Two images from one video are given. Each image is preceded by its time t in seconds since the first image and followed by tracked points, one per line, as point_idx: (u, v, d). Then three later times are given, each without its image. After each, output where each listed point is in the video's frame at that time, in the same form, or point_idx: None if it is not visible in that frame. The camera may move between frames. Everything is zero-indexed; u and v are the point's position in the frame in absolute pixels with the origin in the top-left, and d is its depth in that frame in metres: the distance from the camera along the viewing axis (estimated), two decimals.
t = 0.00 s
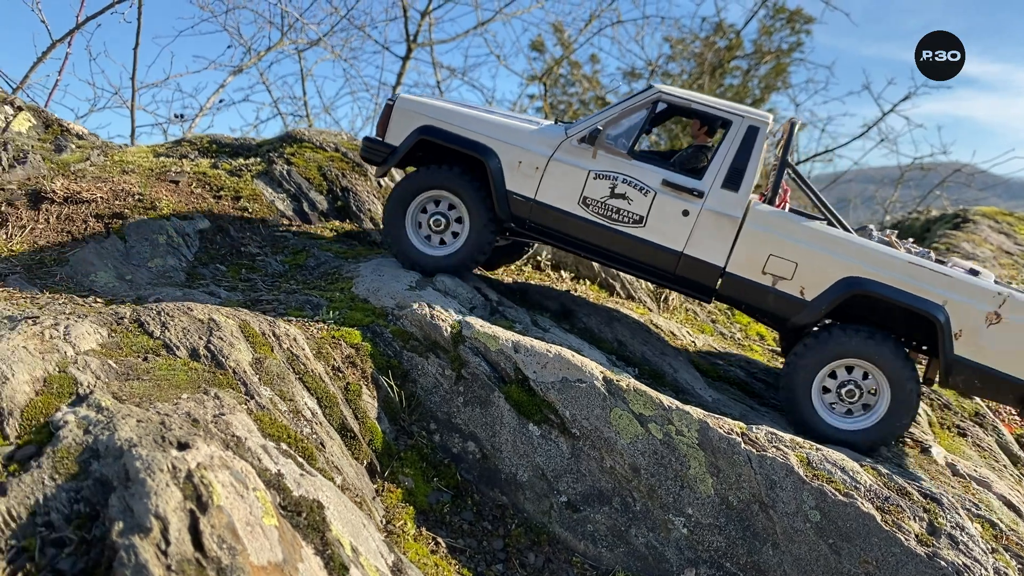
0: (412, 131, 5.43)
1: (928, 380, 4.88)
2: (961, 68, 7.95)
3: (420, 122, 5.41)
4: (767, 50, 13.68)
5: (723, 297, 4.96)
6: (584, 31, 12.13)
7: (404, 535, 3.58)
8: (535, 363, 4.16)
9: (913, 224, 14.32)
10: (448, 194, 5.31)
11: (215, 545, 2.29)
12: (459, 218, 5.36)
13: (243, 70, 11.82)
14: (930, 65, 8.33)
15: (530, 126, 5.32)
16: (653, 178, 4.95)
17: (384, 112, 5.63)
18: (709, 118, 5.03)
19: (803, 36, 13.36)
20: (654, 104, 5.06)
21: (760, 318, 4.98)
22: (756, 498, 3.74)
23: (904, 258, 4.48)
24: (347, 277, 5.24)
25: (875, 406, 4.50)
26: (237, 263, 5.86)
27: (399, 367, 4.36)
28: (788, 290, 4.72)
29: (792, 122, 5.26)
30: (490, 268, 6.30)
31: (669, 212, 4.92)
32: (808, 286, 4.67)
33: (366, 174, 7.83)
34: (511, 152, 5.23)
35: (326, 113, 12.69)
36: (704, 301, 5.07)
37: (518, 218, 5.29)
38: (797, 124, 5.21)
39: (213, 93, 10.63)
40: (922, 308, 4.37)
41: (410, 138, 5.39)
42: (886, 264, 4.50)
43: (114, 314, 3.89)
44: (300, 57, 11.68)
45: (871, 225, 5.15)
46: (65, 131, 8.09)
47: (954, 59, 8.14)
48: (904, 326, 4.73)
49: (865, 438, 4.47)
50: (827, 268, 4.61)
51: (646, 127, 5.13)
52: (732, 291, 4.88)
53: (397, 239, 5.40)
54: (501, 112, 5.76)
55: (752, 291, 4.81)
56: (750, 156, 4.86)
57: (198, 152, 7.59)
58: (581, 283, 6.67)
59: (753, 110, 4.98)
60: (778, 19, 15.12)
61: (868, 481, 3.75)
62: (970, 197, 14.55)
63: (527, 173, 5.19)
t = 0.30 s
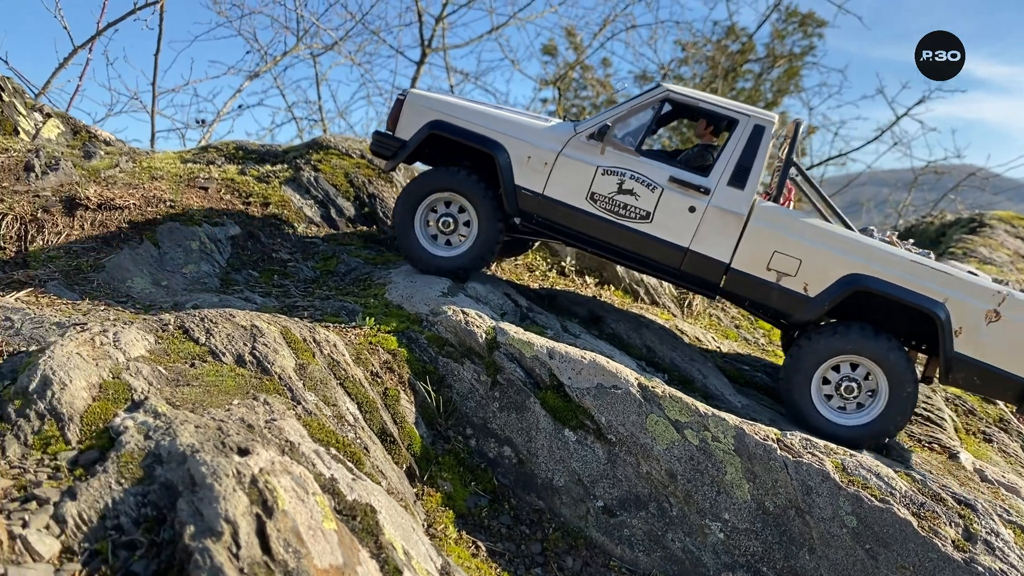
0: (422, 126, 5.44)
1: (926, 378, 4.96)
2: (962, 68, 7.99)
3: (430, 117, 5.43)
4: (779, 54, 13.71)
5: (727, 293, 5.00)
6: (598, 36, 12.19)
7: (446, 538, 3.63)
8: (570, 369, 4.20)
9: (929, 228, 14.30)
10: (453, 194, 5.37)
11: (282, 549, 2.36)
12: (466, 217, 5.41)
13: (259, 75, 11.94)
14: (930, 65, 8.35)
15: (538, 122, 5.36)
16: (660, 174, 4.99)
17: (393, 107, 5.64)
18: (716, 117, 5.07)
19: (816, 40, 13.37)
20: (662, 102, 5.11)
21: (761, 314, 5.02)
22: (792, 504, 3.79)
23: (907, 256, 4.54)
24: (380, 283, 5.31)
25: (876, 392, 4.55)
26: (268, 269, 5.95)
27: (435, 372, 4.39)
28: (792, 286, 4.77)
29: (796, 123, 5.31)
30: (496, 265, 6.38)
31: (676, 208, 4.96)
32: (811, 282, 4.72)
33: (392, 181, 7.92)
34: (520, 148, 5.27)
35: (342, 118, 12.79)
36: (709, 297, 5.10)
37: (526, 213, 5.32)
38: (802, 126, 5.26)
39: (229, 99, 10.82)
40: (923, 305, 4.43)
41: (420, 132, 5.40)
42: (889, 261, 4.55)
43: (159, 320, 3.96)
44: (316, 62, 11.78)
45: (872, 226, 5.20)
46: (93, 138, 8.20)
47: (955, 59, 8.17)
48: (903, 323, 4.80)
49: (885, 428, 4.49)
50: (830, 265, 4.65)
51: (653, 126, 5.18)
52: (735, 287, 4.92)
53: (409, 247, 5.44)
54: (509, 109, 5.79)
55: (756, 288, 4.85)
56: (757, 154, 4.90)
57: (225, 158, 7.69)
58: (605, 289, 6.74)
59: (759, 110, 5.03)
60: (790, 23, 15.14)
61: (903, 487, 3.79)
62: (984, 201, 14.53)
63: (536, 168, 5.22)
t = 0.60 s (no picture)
0: (413, 132, 5.47)
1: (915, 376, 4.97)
2: (960, 67, 8.00)
3: (421, 123, 5.45)
4: (792, 61, 13.69)
5: (716, 295, 5.02)
6: (611, 44, 12.23)
7: (469, 547, 3.66)
8: (591, 379, 4.22)
9: (944, 235, 14.21)
10: (435, 199, 5.38)
11: (314, 558, 2.39)
12: (454, 217, 5.42)
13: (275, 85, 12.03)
14: (930, 65, 8.35)
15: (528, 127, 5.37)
16: (648, 178, 5.02)
17: (385, 114, 5.67)
18: (703, 120, 5.10)
19: (829, 46, 13.34)
20: (649, 106, 5.12)
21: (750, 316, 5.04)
22: (814, 514, 3.80)
23: (894, 256, 4.56)
24: (399, 293, 5.35)
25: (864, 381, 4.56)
26: (290, 278, 6.03)
27: (456, 382, 4.41)
28: (780, 287, 4.78)
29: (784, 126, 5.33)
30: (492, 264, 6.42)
31: (664, 212, 4.98)
32: (799, 284, 4.73)
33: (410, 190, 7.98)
34: (509, 153, 5.29)
35: (356, 126, 12.87)
36: (698, 299, 5.13)
37: (516, 217, 5.33)
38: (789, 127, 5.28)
39: (246, 108, 10.89)
40: (911, 305, 4.44)
41: (411, 138, 5.43)
42: (876, 261, 4.57)
43: (185, 330, 4.01)
44: (330, 71, 11.86)
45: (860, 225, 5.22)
46: (114, 148, 8.31)
47: (953, 59, 8.17)
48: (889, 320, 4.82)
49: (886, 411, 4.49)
50: (817, 266, 4.67)
51: (641, 129, 5.20)
52: (724, 289, 4.93)
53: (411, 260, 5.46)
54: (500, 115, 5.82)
55: (744, 290, 4.87)
56: (743, 157, 4.93)
57: (245, 168, 7.77)
58: (622, 298, 6.78)
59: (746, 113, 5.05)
60: (803, 29, 15.13)
61: (926, 498, 3.78)
62: (1000, 207, 14.44)
63: (525, 173, 5.23)
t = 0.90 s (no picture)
0: (396, 143, 5.45)
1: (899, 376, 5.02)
2: (960, 67, 8.01)
3: (404, 133, 5.43)
4: (806, 69, 13.68)
5: (701, 299, 5.08)
6: (624, 52, 12.28)
7: (491, 555, 3.68)
8: (610, 388, 4.23)
9: (960, 242, 14.11)
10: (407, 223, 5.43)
11: (343, 564, 2.42)
12: (431, 226, 5.46)
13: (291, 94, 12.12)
14: (929, 66, 8.36)
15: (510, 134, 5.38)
16: (630, 185, 5.04)
17: (368, 124, 5.64)
18: (684, 125, 5.12)
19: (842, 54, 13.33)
20: (631, 112, 5.13)
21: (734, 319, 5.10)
22: (835, 524, 3.81)
23: (874, 259, 4.63)
24: (419, 301, 5.39)
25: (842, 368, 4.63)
26: (309, 286, 6.09)
27: (476, 390, 4.43)
28: (763, 292, 4.85)
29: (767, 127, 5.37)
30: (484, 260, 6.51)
31: (647, 219, 5.01)
32: (782, 288, 4.80)
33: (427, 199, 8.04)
34: (493, 161, 5.29)
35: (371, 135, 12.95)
36: (682, 304, 5.19)
37: (501, 225, 5.35)
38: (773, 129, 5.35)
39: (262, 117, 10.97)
40: (894, 308, 4.52)
41: (395, 149, 5.42)
42: (857, 265, 4.65)
43: (210, 338, 4.05)
44: (345, 81, 11.94)
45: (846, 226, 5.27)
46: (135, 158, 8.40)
47: (955, 59, 8.21)
48: (873, 323, 4.86)
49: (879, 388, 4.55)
50: (800, 270, 4.75)
51: (623, 135, 5.22)
52: (708, 294, 4.99)
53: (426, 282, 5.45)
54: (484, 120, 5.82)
55: (728, 294, 4.93)
56: (724, 163, 4.95)
57: (263, 177, 7.85)
58: (639, 307, 6.81)
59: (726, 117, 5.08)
60: (817, 37, 15.13)
61: (947, 508, 3.78)
62: (1016, 215, 14.35)
63: (509, 181, 5.25)
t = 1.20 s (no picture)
0: (363, 165, 5.41)
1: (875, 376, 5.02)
2: (960, 68, 8.02)
3: (371, 155, 5.39)
4: (819, 74, 13.64)
5: (673, 311, 5.05)
6: (637, 58, 12.30)
7: (510, 562, 3.69)
8: (628, 396, 4.23)
9: (976, 249, 14.01)
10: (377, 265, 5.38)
11: (367, 570, 2.45)
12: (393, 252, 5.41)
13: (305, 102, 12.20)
14: (930, 67, 8.41)
15: (476, 150, 5.33)
16: (596, 201, 5.01)
17: (335, 146, 5.59)
18: (648, 136, 5.07)
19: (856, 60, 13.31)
20: (595, 124, 5.09)
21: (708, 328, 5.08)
22: (855, 532, 3.81)
23: (843, 265, 4.60)
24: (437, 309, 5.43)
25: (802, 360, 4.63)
26: (327, 293, 6.14)
27: (494, 397, 4.45)
28: (733, 302, 4.82)
29: (734, 129, 5.34)
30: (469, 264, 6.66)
31: (614, 234, 4.99)
32: (752, 298, 4.77)
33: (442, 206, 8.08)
34: (460, 180, 5.25)
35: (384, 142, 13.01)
36: (654, 316, 5.15)
37: (471, 242, 5.30)
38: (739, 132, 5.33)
39: (276, 124, 11.06)
40: (863, 315, 4.50)
41: (362, 171, 5.37)
42: (826, 272, 4.62)
43: (231, 345, 4.09)
44: (359, 88, 12.01)
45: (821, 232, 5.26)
46: (154, 166, 8.49)
47: (955, 60, 8.22)
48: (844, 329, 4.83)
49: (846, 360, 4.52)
50: (769, 280, 4.72)
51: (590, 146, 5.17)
52: (680, 305, 4.97)
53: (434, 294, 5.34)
54: (451, 133, 5.77)
55: (698, 305, 4.91)
56: (690, 174, 4.91)
57: (280, 185, 7.92)
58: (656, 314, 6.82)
59: (690, 125, 5.02)
60: (830, 43, 15.10)
61: (967, 517, 3.76)
62: None
63: (476, 200, 5.20)
